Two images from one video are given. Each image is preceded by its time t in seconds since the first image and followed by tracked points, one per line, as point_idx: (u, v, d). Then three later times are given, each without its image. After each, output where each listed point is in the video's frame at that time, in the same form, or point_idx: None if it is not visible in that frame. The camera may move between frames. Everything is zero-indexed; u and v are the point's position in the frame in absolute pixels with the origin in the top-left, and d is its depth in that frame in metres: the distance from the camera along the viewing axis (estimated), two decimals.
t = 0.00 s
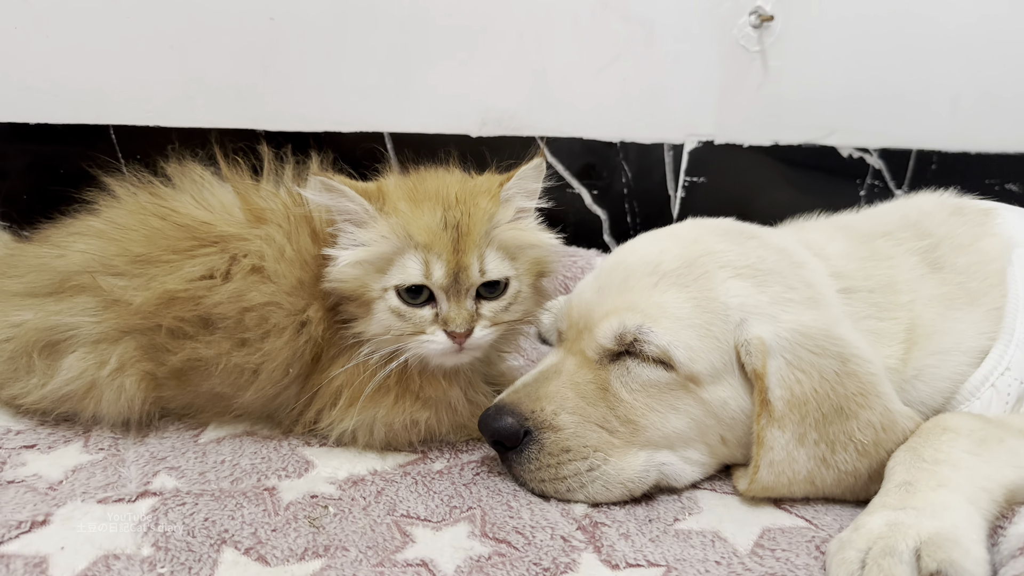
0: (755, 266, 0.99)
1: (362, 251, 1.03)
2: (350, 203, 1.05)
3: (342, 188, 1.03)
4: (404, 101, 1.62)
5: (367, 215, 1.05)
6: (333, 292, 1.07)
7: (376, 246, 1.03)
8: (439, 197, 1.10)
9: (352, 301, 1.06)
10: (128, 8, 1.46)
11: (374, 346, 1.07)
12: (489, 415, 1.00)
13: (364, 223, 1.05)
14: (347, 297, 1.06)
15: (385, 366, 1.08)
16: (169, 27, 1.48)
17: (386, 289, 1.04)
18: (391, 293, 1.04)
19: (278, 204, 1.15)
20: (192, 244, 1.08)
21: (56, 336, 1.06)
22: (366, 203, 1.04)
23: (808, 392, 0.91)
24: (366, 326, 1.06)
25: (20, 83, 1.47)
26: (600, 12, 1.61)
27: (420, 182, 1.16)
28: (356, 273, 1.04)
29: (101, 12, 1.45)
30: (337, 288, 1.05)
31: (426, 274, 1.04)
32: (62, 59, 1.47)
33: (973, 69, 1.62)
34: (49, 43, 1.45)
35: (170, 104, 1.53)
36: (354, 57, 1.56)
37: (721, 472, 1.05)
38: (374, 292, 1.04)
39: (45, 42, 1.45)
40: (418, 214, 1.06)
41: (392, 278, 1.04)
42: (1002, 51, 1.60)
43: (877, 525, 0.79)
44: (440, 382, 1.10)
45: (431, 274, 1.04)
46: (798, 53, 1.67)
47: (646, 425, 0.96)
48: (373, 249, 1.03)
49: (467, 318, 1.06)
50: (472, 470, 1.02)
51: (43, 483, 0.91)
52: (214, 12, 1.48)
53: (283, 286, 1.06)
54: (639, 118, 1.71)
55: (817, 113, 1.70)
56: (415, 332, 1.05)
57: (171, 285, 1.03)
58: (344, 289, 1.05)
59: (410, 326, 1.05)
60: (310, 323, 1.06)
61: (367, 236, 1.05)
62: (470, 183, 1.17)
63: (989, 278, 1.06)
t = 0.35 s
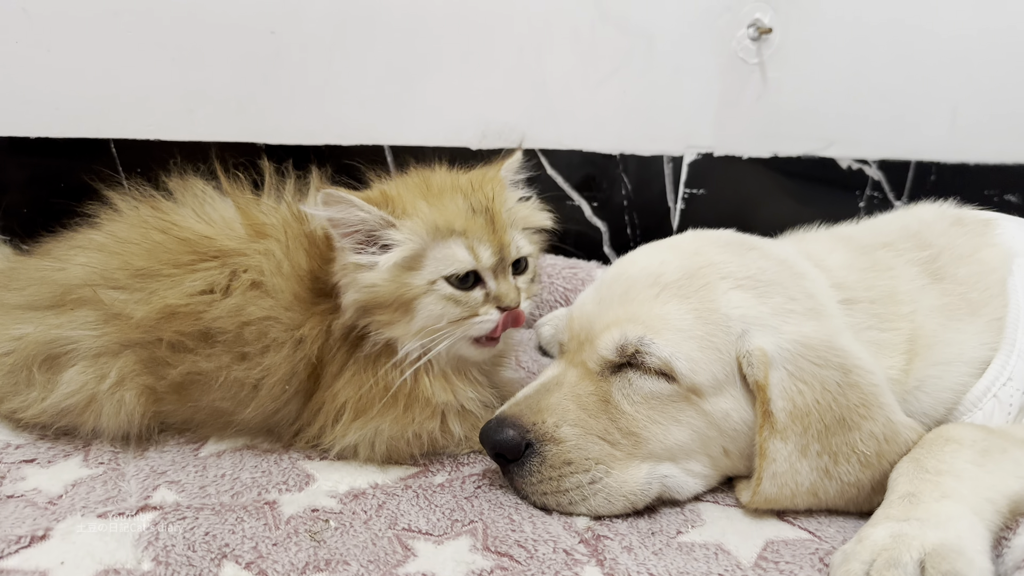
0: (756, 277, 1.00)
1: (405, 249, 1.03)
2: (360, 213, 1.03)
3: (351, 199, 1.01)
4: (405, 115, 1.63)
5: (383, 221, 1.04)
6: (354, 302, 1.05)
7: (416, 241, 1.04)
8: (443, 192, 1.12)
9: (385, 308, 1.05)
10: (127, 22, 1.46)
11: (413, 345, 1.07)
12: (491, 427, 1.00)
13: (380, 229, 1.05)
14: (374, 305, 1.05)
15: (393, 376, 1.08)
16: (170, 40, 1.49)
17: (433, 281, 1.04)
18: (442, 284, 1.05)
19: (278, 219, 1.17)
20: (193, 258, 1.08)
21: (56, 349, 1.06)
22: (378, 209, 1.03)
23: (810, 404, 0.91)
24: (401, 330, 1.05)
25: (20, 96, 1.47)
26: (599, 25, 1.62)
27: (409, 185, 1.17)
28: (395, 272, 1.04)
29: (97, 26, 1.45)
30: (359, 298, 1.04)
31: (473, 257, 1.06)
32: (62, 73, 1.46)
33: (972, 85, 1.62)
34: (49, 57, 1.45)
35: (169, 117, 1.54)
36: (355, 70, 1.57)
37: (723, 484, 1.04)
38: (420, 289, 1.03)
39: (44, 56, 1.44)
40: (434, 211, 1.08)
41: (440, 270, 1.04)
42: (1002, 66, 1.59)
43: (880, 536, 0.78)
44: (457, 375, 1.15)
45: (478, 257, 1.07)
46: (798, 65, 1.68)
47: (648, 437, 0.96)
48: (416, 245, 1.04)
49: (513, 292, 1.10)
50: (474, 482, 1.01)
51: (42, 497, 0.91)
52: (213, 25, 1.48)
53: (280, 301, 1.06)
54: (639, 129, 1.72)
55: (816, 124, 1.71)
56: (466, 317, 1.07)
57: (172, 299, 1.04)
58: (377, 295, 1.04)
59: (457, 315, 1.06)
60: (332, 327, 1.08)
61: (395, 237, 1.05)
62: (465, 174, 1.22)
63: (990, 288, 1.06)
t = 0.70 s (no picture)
0: (755, 289, 1.00)
1: (483, 263, 1.09)
2: (423, 229, 1.03)
3: (421, 214, 1.02)
4: (404, 126, 1.64)
5: (445, 239, 1.06)
6: (421, 308, 1.07)
7: (489, 257, 1.10)
8: (481, 209, 1.18)
9: (454, 316, 1.09)
10: (126, 34, 1.46)
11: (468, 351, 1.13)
12: (490, 440, 1.00)
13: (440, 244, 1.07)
14: (445, 313, 1.08)
15: (400, 384, 1.07)
16: (168, 53, 1.49)
17: (505, 292, 1.14)
18: (511, 296, 1.15)
19: (274, 232, 1.18)
20: (191, 270, 1.09)
21: (53, 362, 1.06)
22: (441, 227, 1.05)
23: (810, 415, 0.91)
24: (466, 341, 1.11)
25: (18, 109, 1.47)
26: (597, 35, 1.62)
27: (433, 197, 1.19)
28: (475, 283, 1.09)
29: (96, 38, 1.45)
30: (429, 306, 1.07)
31: (533, 274, 1.19)
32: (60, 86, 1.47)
33: (970, 91, 1.63)
34: (47, 70, 1.45)
35: (168, 129, 1.54)
36: (354, 81, 1.58)
37: (723, 496, 1.04)
38: (496, 299, 1.12)
39: (43, 69, 1.45)
40: (484, 230, 1.12)
41: (512, 282, 1.15)
42: (997, 77, 1.61)
43: (882, 549, 0.78)
44: (466, 380, 1.15)
45: (534, 273, 1.20)
46: (795, 75, 1.68)
47: (648, 450, 0.95)
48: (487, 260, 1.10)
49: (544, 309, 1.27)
50: (474, 495, 1.01)
51: (40, 512, 0.90)
52: (212, 37, 1.49)
53: (277, 311, 1.07)
54: (637, 138, 1.72)
55: (815, 134, 1.71)
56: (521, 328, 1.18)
57: (170, 311, 1.04)
58: (451, 303, 1.08)
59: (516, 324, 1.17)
60: (379, 331, 1.08)
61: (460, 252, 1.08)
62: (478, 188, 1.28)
63: (990, 298, 1.06)
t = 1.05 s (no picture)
0: (748, 298, 0.99)
1: (496, 255, 1.15)
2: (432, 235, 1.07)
3: (425, 224, 1.05)
4: (398, 134, 1.64)
5: (456, 239, 1.10)
6: (446, 302, 1.12)
7: (501, 249, 1.17)
8: (486, 208, 1.24)
9: (477, 305, 1.15)
10: (119, 44, 1.46)
11: (489, 338, 1.19)
12: (483, 451, 0.99)
13: (452, 245, 1.11)
14: (468, 302, 1.14)
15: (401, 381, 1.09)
16: (162, 63, 1.49)
17: (519, 280, 1.21)
18: (526, 284, 1.22)
19: (268, 242, 1.18)
20: (184, 280, 1.09)
21: (44, 374, 1.05)
22: (450, 229, 1.09)
23: (804, 426, 0.90)
24: (485, 328, 1.17)
25: (11, 119, 1.47)
26: (591, 44, 1.62)
27: (437, 202, 1.23)
28: (492, 275, 1.15)
29: (89, 49, 1.45)
30: (454, 299, 1.12)
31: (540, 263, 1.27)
32: (53, 96, 1.47)
33: (962, 97, 1.65)
34: (40, 80, 1.45)
35: (162, 139, 1.54)
36: (348, 90, 1.58)
37: (718, 506, 1.04)
38: (513, 286, 1.19)
39: (36, 79, 1.45)
40: (491, 225, 1.18)
41: (525, 271, 1.22)
42: (988, 80, 1.62)
43: (876, 560, 0.78)
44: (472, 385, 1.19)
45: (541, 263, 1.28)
46: (790, 82, 1.68)
47: (642, 462, 0.95)
48: (500, 253, 1.16)
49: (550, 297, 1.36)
50: (467, 507, 1.01)
51: (31, 526, 0.90)
52: (206, 47, 1.49)
53: (274, 317, 1.07)
54: (632, 145, 1.72)
55: (810, 141, 1.71)
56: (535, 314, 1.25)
57: (163, 321, 1.04)
58: (473, 293, 1.13)
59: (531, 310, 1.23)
60: (406, 327, 1.12)
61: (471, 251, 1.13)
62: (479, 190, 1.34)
63: (985, 306, 1.06)
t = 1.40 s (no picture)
0: (743, 305, 0.99)
1: (472, 255, 1.14)
2: (397, 250, 1.07)
3: (383, 240, 1.05)
4: (393, 140, 1.63)
5: (423, 249, 1.10)
6: (428, 310, 1.12)
7: (477, 249, 1.16)
8: (459, 212, 1.23)
9: (461, 308, 1.14)
10: (113, 52, 1.46)
11: (483, 340, 1.18)
12: (478, 460, 0.98)
13: (422, 253, 1.11)
14: (451, 306, 1.13)
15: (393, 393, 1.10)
16: (154, 70, 1.49)
17: (507, 275, 1.19)
18: (516, 277, 1.20)
19: (263, 251, 1.19)
20: (179, 290, 1.09)
21: (36, 384, 1.05)
22: (414, 240, 1.09)
23: (800, 433, 0.90)
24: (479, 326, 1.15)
25: (3, 127, 1.47)
26: (586, 49, 1.61)
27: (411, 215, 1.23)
28: (470, 274, 1.14)
29: (82, 57, 1.45)
30: (434, 305, 1.12)
31: (531, 253, 1.25)
32: (46, 104, 1.47)
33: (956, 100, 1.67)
34: (32, 88, 1.45)
35: (156, 146, 1.54)
36: (342, 96, 1.58)
37: (714, 513, 1.03)
38: (499, 282, 1.17)
39: (28, 87, 1.45)
40: (462, 227, 1.17)
41: (511, 266, 1.20)
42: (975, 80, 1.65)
43: (872, 569, 0.78)
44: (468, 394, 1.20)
45: (533, 254, 1.26)
46: (784, 87, 1.68)
47: (638, 470, 0.95)
48: (476, 253, 1.15)
49: (558, 286, 1.33)
50: (462, 516, 1.00)
51: (23, 537, 0.89)
52: (199, 54, 1.49)
53: (271, 326, 1.07)
54: (627, 151, 1.71)
55: (805, 145, 1.71)
56: (534, 307, 1.23)
57: (159, 330, 1.03)
58: (456, 296, 1.13)
59: (528, 305, 1.21)
60: (398, 338, 1.14)
61: (443, 257, 1.13)
62: (460, 195, 1.34)
63: (980, 312, 1.06)
